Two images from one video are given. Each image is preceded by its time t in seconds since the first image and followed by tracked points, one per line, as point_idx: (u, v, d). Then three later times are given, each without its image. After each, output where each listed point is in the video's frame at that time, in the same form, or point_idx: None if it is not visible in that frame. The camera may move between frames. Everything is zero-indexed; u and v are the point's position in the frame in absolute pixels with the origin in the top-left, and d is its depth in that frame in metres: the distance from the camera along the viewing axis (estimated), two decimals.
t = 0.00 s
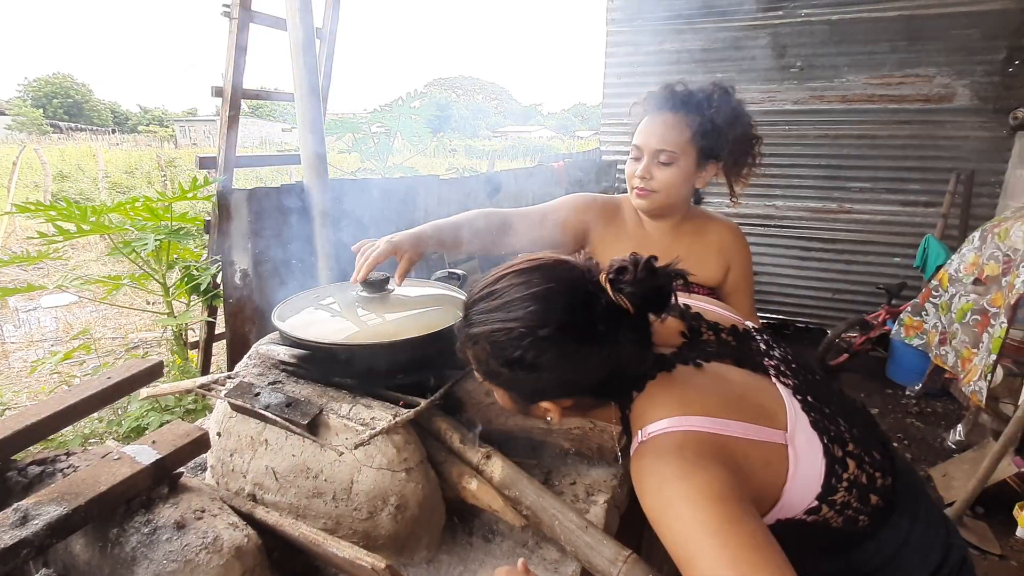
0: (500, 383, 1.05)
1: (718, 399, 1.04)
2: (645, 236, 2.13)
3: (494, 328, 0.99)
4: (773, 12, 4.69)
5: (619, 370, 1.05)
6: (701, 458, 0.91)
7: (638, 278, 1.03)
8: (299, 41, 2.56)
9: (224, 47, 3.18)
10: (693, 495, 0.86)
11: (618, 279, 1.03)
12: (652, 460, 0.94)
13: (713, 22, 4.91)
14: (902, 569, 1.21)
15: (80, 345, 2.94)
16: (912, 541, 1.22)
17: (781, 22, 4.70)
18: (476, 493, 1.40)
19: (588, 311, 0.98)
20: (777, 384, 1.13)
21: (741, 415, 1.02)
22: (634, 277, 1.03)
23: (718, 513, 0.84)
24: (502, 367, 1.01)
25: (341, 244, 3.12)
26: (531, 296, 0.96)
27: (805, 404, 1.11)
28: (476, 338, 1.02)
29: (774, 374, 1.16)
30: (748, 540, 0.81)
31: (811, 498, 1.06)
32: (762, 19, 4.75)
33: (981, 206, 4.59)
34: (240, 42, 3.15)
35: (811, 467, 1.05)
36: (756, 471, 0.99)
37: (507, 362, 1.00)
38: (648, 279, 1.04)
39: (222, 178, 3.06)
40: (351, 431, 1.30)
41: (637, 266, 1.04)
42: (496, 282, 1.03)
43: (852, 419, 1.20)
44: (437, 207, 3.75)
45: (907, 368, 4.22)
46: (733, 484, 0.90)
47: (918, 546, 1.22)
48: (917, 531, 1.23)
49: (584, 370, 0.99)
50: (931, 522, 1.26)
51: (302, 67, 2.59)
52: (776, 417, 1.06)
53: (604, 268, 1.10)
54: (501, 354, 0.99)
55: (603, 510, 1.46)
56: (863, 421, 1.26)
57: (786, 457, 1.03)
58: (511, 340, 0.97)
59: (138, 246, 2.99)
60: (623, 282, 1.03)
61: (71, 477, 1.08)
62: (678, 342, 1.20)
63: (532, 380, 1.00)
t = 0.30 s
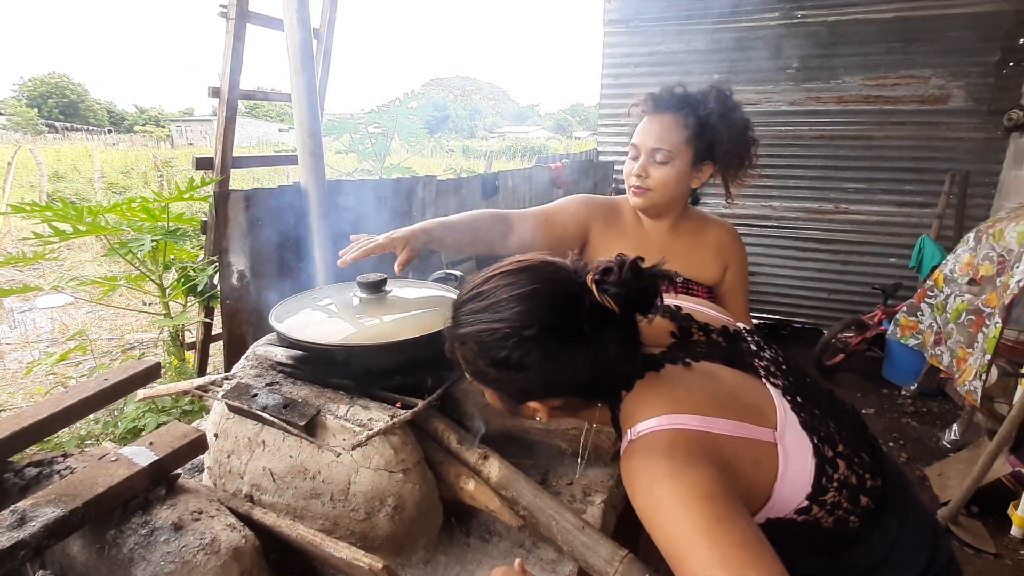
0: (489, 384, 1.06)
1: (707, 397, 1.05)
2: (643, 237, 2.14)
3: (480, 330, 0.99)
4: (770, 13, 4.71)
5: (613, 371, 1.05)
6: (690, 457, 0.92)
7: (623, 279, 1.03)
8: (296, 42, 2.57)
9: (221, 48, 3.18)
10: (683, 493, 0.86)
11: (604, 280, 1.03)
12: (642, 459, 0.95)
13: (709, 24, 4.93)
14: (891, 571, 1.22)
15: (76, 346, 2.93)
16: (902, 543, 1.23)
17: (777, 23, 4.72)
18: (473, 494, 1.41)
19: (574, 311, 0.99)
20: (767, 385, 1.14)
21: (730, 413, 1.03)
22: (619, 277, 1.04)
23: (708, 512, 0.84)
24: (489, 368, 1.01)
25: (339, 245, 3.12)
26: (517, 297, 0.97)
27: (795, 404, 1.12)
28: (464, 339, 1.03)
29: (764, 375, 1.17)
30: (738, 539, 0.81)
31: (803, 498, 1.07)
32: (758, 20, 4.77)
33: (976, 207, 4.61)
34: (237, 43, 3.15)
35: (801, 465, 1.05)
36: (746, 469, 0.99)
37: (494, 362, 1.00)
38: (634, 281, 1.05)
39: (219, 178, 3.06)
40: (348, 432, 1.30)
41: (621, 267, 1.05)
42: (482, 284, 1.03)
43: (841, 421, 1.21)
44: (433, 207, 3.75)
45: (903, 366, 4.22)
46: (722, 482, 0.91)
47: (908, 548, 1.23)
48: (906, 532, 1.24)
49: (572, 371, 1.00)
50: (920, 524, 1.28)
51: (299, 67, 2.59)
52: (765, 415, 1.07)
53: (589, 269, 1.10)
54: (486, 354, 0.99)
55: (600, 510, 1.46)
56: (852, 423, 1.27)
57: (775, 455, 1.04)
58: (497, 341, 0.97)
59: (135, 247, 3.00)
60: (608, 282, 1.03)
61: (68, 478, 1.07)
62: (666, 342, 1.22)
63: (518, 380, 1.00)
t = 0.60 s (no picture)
0: (478, 383, 1.06)
1: (701, 392, 1.05)
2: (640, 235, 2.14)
3: (467, 330, 1.00)
4: (767, 14, 4.73)
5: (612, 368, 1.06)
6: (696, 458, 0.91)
7: (607, 279, 1.06)
8: (295, 42, 2.57)
9: (218, 48, 3.17)
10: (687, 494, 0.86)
11: (588, 276, 1.06)
12: (639, 456, 0.95)
13: (707, 25, 4.94)
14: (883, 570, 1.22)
15: (72, 347, 2.92)
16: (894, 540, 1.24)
17: (774, 24, 4.73)
18: (471, 494, 1.40)
19: (559, 310, 0.99)
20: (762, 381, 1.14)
21: (724, 407, 1.03)
22: (604, 274, 1.07)
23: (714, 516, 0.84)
24: (477, 368, 1.02)
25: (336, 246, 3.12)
26: (501, 297, 0.97)
27: (790, 400, 1.13)
28: (452, 339, 1.03)
29: (758, 372, 1.17)
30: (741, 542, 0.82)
31: (799, 492, 1.07)
32: (755, 21, 4.78)
33: (972, 207, 4.62)
34: (234, 43, 3.15)
35: (795, 456, 1.07)
36: (740, 462, 1.00)
37: (482, 362, 1.01)
38: (619, 278, 1.07)
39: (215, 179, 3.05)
40: (346, 432, 1.30)
41: (607, 267, 1.08)
42: (469, 284, 1.04)
43: (833, 419, 1.22)
44: (431, 208, 3.75)
45: (899, 367, 4.24)
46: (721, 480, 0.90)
47: (899, 547, 1.24)
48: (897, 531, 1.25)
49: (560, 371, 1.00)
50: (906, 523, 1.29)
51: (297, 68, 2.60)
52: (758, 409, 1.08)
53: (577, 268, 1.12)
54: (474, 353, 1.00)
55: (598, 510, 1.46)
56: (844, 423, 1.28)
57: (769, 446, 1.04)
58: (483, 341, 0.98)
59: (132, 246, 3.02)
60: (593, 282, 1.05)
61: (65, 479, 1.07)
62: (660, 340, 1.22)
63: (506, 379, 1.01)
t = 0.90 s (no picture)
0: (495, 358, 1.06)
1: (737, 380, 1.04)
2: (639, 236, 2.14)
3: (483, 299, 1.00)
4: (765, 15, 4.74)
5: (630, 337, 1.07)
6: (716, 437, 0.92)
7: (625, 241, 1.06)
8: (293, 43, 2.58)
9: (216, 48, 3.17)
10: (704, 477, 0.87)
11: (606, 242, 1.06)
12: (673, 443, 0.94)
13: (705, 26, 4.96)
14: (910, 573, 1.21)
15: (69, 347, 2.91)
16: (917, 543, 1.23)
17: (772, 24, 4.74)
18: (469, 494, 1.40)
19: (576, 277, 0.99)
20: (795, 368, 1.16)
21: (759, 397, 1.03)
22: (622, 239, 1.07)
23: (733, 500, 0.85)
24: (494, 339, 1.02)
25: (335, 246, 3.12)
26: (517, 263, 0.97)
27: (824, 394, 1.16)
28: (466, 311, 1.03)
29: (789, 359, 1.20)
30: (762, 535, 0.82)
31: (833, 485, 1.08)
32: (754, 22, 4.80)
33: (969, 208, 4.64)
34: (232, 43, 3.15)
35: (826, 449, 1.06)
36: (771, 452, 0.99)
37: (498, 332, 1.01)
38: (637, 241, 1.08)
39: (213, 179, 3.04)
40: (345, 432, 1.30)
41: (625, 231, 1.08)
42: (485, 255, 1.04)
43: (861, 419, 1.25)
44: (429, 208, 3.75)
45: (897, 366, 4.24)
46: (752, 473, 0.90)
47: (925, 552, 1.24)
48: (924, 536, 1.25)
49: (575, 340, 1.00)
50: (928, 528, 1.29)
51: (296, 69, 2.60)
52: (792, 401, 1.08)
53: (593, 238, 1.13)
54: (489, 323, 1.00)
55: (597, 509, 1.46)
56: (869, 424, 1.27)
57: (799, 435, 1.04)
58: (499, 310, 0.98)
59: (129, 247, 3.03)
60: (611, 246, 1.05)
61: (64, 480, 1.07)
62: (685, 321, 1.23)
63: (523, 349, 1.01)
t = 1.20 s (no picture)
0: (603, 288, 1.04)
1: (881, 355, 1.00)
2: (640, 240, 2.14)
3: (590, 221, 1.00)
4: (763, 16, 4.75)
5: (743, 261, 1.06)
6: (840, 415, 0.88)
7: (737, 146, 1.14)
8: (293, 44, 2.59)
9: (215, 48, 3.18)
10: (814, 455, 0.85)
11: (717, 148, 1.14)
12: (802, 404, 0.92)
13: (703, 27, 4.98)
14: None
15: (68, 348, 2.90)
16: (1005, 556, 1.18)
17: (770, 25, 4.76)
18: (470, 494, 1.39)
19: (686, 192, 1.00)
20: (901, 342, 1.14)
21: (901, 376, 0.99)
22: (733, 144, 1.15)
23: (837, 484, 0.82)
24: (604, 264, 1.01)
25: (334, 246, 3.12)
26: (623, 179, 0.99)
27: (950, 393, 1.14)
28: (572, 238, 1.03)
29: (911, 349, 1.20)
30: (859, 523, 0.80)
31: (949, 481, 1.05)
32: (752, 23, 4.81)
33: (966, 208, 4.66)
34: (232, 43, 3.15)
35: (951, 446, 1.03)
36: (898, 429, 0.95)
37: (608, 256, 1.00)
38: (749, 152, 1.14)
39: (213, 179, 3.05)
40: (346, 432, 1.30)
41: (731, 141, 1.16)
42: (583, 185, 1.06)
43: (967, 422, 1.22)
44: (428, 209, 3.76)
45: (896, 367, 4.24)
46: (878, 453, 0.88)
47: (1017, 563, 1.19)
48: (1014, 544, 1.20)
49: (691, 257, 0.98)
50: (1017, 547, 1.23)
51: (295, 69, 2.61)
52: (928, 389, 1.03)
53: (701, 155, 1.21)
54: (600, 245, 0.99)
55: (597, 509, 1.46)
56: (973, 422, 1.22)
57: (930, 424, 1.00)
58: (610, 231, 0.98)
59: (128, 247, 3.05)
60: (722, 151, 1.14)
61: (66, 479, 1.07)
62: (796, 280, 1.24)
63: (634, 273, 0.99)
